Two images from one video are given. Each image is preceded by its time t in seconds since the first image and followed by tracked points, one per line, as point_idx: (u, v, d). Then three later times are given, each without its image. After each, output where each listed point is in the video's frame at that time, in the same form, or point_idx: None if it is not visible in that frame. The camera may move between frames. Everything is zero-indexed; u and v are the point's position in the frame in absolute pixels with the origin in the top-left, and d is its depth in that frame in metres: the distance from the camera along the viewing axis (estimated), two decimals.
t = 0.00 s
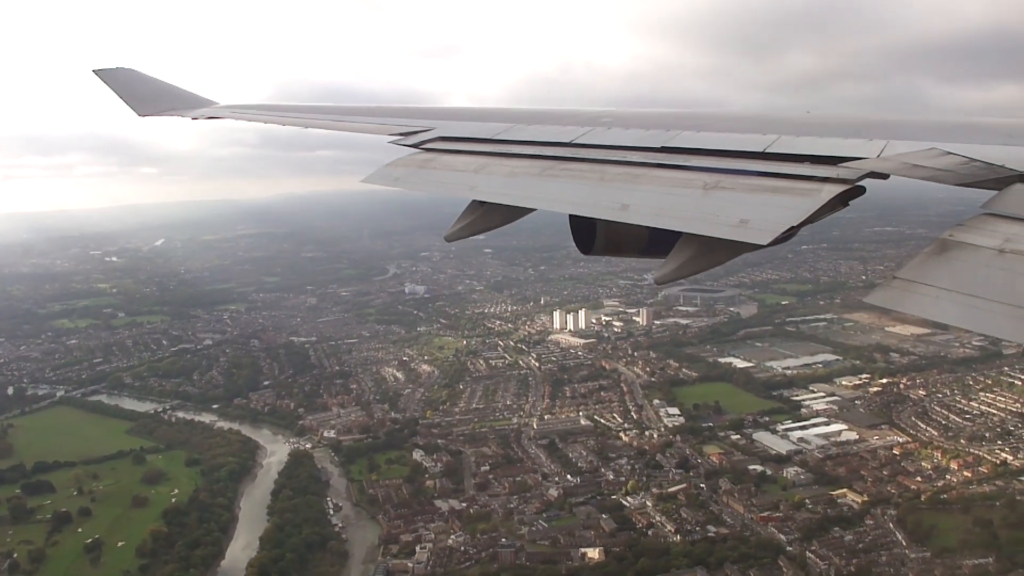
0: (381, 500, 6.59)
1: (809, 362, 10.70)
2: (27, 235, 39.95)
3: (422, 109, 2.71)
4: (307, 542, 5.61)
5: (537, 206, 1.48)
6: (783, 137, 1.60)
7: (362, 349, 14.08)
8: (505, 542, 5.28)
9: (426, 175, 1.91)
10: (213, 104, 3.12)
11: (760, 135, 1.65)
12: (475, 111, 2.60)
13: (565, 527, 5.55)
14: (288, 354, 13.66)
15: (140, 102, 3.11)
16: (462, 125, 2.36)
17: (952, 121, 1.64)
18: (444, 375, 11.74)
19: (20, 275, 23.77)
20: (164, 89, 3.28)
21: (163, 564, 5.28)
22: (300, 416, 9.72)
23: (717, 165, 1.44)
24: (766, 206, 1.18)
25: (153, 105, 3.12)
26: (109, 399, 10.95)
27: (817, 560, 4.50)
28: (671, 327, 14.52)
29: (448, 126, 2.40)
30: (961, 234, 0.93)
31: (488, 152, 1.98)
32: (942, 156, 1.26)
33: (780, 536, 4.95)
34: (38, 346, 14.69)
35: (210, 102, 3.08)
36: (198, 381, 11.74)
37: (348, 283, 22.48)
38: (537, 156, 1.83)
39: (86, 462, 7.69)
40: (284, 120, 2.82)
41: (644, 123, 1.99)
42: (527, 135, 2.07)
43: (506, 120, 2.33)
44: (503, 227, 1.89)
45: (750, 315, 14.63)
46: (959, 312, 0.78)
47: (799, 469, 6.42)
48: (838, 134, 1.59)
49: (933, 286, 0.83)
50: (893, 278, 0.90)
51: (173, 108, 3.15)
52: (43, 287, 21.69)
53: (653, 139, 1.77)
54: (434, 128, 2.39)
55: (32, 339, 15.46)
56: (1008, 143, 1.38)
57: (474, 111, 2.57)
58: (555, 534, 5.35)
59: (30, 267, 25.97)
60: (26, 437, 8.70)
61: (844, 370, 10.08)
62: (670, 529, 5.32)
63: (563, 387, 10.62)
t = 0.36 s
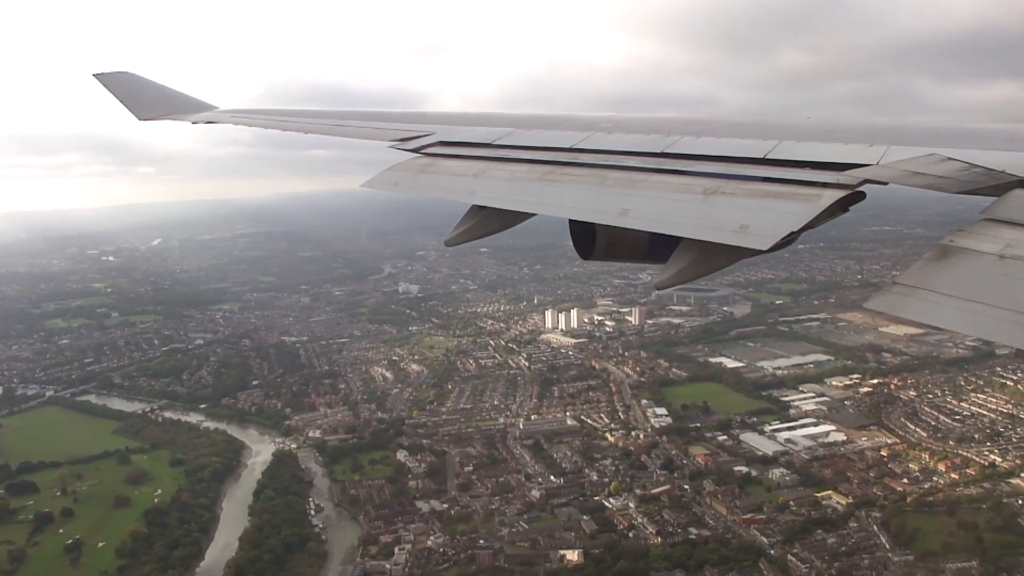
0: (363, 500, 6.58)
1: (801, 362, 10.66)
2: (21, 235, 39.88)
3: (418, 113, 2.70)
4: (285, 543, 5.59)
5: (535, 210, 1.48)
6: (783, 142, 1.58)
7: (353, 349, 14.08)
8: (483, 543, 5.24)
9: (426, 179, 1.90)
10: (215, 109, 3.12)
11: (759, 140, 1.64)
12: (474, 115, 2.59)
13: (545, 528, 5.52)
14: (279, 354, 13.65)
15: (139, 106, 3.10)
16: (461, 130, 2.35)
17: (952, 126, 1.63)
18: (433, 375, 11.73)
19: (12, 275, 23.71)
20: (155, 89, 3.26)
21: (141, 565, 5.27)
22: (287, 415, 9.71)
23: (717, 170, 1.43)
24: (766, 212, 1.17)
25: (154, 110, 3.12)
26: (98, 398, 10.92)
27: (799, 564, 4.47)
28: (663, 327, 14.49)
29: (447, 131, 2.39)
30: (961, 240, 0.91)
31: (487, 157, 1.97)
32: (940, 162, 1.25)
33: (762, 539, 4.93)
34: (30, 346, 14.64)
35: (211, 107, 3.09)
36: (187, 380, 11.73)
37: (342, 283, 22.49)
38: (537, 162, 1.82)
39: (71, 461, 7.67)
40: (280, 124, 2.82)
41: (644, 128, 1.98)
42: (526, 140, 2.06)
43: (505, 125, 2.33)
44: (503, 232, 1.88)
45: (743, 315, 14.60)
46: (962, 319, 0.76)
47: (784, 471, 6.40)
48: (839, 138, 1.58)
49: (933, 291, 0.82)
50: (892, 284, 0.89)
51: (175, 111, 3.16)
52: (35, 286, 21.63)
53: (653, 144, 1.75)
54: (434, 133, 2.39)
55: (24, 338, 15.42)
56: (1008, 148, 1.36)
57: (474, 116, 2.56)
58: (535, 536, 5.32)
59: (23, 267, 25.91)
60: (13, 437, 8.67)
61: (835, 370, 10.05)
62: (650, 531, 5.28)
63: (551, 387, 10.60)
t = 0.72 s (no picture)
0: (343, 497, 6.58)
1: (791, 359, 10.63)
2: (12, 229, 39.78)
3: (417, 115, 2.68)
4: (263, 540, 5.58)
5: (536, 214, 1.46)
6: (784, 146, 1.56)
7: (343, 345, 14.08)
8: (459, 543, 5.23)
9: (427, 182, 1.89)
10: (213, 111, 3.12)
11: (760, 143, 1.62)
12: (475, 119, 2.58)
13: (525, 526, 5.51)
14: (268, 350, 13.64)
15: (139, 107, 3.10)
16: (462, 133, 2.34)
17: (954, 129, 1.60)
18: (421, 371, 11.74)
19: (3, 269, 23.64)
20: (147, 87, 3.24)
21: (118, 562, 5.25)
22: (273, 412, 9.71)
23: (718, 174, 1.42)
24: (765, 215, 1.16)
25: (152, 111, 3.11)
26: (86, 394, 10.90)
27: (778, 564, 4.45)
28: (654, 323, 14.46)
29: (448, 134, 2.38)
30: (960, 243, 0.90)
31: (487, 161, 1.95)
32: (941, 165, 1.23)
33: (744, 539, 4.90)
34: (20, 341, 14.60)
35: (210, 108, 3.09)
36: (175, 376, 11.73)
37: (336, 278, 22.51)
38: (537, 165, 1.81)
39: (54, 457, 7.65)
40: (279, 127, 2.82)
41: (645, 132, 1.96)
42: (526, 143, 2.04)
43: (506, 129, 2.31)
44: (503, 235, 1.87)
45: (736, 312, 14.56)
46: (961, 323, 0.75)
47: (768, 470, 6.38)
48: (840, 143, 1.56)
49: (931, 295, 0.80)
50: (891, 287, 0.87)
51: (171, 113, 3.16)
52: (26, 281, 21.56)
53: (653, 148, 1.74)
54: (435, 136, 2.37)
55: (14, 333, 15.37)
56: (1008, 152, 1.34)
57: (474, 119, 2.55)
58: (514, 534, 5.31)
59: (18, 262, 25.92)
60: None
61: (825, 367, 10.02)
62: (630, 530, 5.26)
63: (539, 383, 10.59)
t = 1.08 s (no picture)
0: (325, 496, 6.57)
1: (782, 356, 10.63)
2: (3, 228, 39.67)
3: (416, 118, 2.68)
4: (242, 539, 5.55)
5: (534, 216, 1.45)
6: (782, 148, 1.55)
7: (332, 343, 14.07)
8: (439, 542, 5.21)
9: (426, 184, 1.88)
10: (214, 113, 3.12)
11: (757, 145, 1.61)
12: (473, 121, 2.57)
13: (506, 525, 5.50)
14: (258, 348, 13.63)
15: (140, 109, 3.09)
16: (461, 135, 2.33)
17: (950, 131, 1.58)
18: (410, 369, 11.74)
19: None
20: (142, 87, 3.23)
21: (97, 562, 5.23)
22: (259, 410, 9.70)
23: (717, 176, 1.41)
24: (763, 217, 1.15)
25: (152, 114, 3.11)
26: (75, 393, 10.86)
27: (759, 563, 4.43)
28: (645, 321, 14.45)
29: (447, 136, 2.37)
30: (959, 245, 0.89)
31: (486, 162, 1.95)
32: (939, 166, 1.22)
33: (726, 538, 4.88)
34: (11, 340, 14.54)
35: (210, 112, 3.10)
36: (163, 375, 11.71)
37: (329, 276, 22.50)
38: (536, 167, 1.80)
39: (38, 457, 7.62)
40: (278, 129, 2.82)
41: (644, 134, 1.95)
42: (525, 144, 2.03)
43: (505, 131, 2.30)
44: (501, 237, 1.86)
45: (728, 309, 14.54)
46: (958, 324, 0.74)
47: (753, 468, 6.37)
48: (837, 144, 1.54)
49: (930, 297, 0.79)
50: (889, 290, 0.86)
51: (170, 116, 3.15)
52: (17, 279, 21.49)
53: (652, 150, 1.73)
54: (434, 138, 2.36)
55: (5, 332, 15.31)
56: (1004, 153, 1.32)
57: (474, 121, 2.54)
58: (494, 533, 5.30)
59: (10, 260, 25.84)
60: None
61: (815, 365, 10.01)
62: (611, 529, 5.25)
63: (527, 381, 10.59)
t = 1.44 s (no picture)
0: (307, 496, 6.56)
1: (772, 352, 10.62)
2: None
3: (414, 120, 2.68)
4: (222, 540, 5.51)
5: (532, 217, 1.44)
6: (780, 147, 1.54)
7: (322, 341, 14.05)
8: (417, 542, 5.21)
9: (424, 185, 1.87)
10: (213, 116, 3.11)
11: (755, 145, 1.59)
12: (471, 123, 2.56)
13: (486, 524, 5.48)
14: (247, 346, 13.63)
15: (140, 113, 3.09)
16: (459, 136, 2.32)
17: (947, 132, 1.56)
18: (398, 367, 11.73)
19: None
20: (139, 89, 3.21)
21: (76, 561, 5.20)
22: (246, 409, 9.70)
23: (715, 176, 1.40)
24: (763, 218, 1.14)
25: (151, 118, 3.10)
26: (64, 392, 10.83)
27: (740, 563, 4.40)
28: (635, 317, 14.45)
29: (445, 137, 2.36)
30: (957, 245, 0.88)
31: (485, 163, 1.93)
32: (938, 165, 1.21)
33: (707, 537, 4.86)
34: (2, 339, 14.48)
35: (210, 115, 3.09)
36: (152, 375, 11.69)
37: (322, 273, 22.49)
38: (534, 168, 1.78)
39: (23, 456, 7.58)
40: (277, 130, 2.83)
41: (643, 134, 1.94)
42: (524, 145, 2.02)
43: (504, 131, 2.29)
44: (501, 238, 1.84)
45: (719, 304, 14.50)
46: (953, 321, 0.73)
47: (737, 465, 6.37)
48: (834, 144, 1.53)
49: (929, 295, 0.78)
50: (887, 289, 0.85)
51: (168, 119, 3.14)
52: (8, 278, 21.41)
53: (651, 150, 1.71)
54: (432, 139, 2.35)
55: None
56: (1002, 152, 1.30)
57: (473, 122, 2.54)
58: (473, 533, 5.30)
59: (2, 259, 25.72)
60: None
61: (805, 361, 10.00)
62: (592, 528, 5.24)
63: (514, 378, 10.59)
